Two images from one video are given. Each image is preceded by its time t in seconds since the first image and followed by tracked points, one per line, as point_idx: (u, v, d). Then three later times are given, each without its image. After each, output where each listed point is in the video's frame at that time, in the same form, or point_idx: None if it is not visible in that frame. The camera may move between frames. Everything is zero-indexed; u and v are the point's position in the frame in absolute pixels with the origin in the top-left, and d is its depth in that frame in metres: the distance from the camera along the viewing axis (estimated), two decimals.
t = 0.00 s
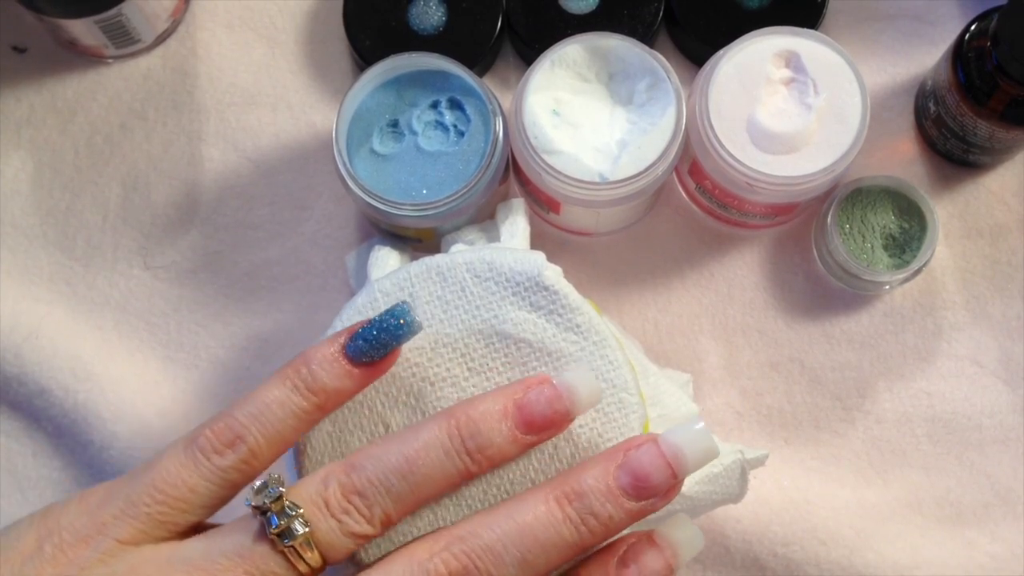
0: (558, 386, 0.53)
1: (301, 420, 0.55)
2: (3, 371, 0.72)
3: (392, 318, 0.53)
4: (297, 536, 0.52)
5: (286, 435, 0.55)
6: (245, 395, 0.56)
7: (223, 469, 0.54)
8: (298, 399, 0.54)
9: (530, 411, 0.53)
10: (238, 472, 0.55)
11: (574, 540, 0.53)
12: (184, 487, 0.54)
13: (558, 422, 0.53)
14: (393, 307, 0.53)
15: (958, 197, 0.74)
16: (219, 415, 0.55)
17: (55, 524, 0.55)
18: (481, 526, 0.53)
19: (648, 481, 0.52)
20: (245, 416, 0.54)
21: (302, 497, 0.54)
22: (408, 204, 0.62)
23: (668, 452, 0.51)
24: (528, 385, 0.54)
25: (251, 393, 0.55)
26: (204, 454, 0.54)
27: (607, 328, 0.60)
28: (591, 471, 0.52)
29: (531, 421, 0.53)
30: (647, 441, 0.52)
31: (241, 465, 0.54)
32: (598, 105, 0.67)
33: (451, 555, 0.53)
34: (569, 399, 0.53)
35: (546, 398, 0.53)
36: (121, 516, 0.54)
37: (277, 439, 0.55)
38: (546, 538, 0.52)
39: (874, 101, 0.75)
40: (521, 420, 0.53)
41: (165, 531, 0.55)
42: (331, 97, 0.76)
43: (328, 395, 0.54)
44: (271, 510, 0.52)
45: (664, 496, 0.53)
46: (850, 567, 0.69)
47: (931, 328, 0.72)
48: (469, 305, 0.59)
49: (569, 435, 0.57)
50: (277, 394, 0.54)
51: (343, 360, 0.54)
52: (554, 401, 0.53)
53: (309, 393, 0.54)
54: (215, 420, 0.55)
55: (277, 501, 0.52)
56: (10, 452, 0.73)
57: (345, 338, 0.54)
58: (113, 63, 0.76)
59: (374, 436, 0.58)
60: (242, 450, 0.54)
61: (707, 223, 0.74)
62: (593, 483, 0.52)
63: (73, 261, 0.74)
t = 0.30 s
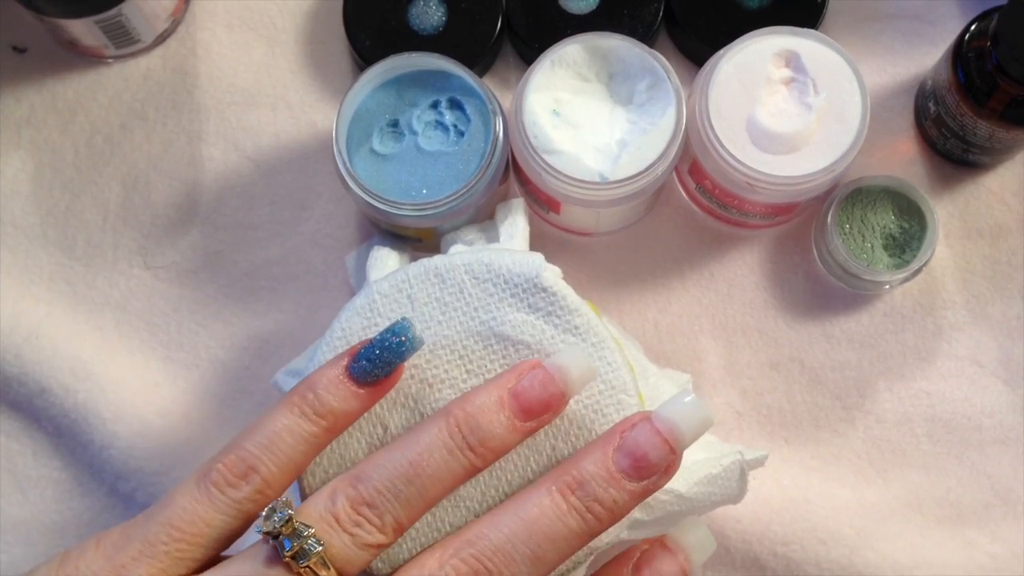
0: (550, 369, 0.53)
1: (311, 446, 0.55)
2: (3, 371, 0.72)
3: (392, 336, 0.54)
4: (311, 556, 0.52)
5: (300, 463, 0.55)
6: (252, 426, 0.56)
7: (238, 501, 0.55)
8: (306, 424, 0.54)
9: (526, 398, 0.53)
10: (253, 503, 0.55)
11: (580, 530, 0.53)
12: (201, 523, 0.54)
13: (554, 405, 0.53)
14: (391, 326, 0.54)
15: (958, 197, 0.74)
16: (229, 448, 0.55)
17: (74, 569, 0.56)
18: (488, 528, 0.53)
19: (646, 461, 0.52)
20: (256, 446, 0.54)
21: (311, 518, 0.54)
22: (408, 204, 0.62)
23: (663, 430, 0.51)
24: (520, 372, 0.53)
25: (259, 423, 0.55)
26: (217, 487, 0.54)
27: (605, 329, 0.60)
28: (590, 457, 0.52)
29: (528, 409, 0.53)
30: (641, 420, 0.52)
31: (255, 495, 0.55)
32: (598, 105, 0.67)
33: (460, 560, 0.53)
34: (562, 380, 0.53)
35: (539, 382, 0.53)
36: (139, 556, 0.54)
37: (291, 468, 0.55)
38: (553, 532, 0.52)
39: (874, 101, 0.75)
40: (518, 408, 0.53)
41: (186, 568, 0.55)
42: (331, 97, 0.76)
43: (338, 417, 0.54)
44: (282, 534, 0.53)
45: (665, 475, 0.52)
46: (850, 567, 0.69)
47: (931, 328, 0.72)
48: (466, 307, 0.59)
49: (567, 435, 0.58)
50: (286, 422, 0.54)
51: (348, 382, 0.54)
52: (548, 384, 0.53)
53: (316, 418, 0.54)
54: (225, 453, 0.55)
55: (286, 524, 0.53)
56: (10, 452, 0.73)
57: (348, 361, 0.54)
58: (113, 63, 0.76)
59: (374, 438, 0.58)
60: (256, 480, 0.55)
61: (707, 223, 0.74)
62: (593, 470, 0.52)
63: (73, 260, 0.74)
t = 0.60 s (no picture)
0: (566, 375, 0.53)
1: (320, 439, 0.55)
2: (3, 371, 0.72)
3: (404, 331, 0.53)
4: (315, 555, 0.53)
5: (309, 455, 0.55)
6: (263, 415, 0.56)
7: (246, 490, 0.55)
8: (315, 417, 0.54)
9: (540, 404, 0.53)
10: (261, 493, 0.55)
11: (593, 554, 0.53)
12: (209, 510, 0.55)
13: (569, 412, 0.53)
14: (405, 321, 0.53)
15: (957, 197, 0.74)
16: (239, 437, 0.55)
17: (89, 550, 0.56)
18: (499, 543, 0.53)
19: (669, 492, 0.51)
20: (265, 436, 0.54)
21: (317, 515, 0.54)
22: (408, 203, 0.62)
23: (688, 462, 0.51)
24: (536, 378, 0.53)
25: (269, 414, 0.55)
26: (226, 475, 0.55)
27: (606, 328, 0.60)
28: (610, 482, 0.52)
29: (542, 415, 0.53)
30: (665, 449, 0.52)
31: (263, 485, 0.55)
32: (599, 104, 0.67)
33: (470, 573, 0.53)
34: (578, 388, 0.53)
35: (555, 389, 0.53)
36: (150, 541, 0.55)
37: (300, 460, 0.55)
38: (565, 553, 0.52)
39: (874, 100, 0.75)
40: (532, 414, 0.53)
41: (195, 555, 0.55)
42: (331, 96, 0.76)
43: (346, 411, 0.54)
44: (288, 531, 0.53)
45: (686, 506, 0.52)
46: (850, 567, 0.69)
47: (931, 327, 0.72)
48: (468, 306, 0.59)
49: (568, 435, 0.58)
50: (296, 414, 0.54)
51: (358, 376, 0.54)
52: (564, 391, 0.53)
53: (326, 410, 0.54)
54: (236, 442, 0.55)
55: (292, 522, 0.53)
56: (10, 452, 0.73)
57: (360, 355, 0.54)
58: (113, 62, 0.76)
59: (375, 436, 0.59)
60: (264, 471, 0.55)
61: (707, 222, 0.74)
62: (612, 495, 0.52)
63: (73, 260, 0.74)
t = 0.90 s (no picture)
0: (569, 376, 0.53)
1: (323, 435, 0.55)
2: (3, 371, 0.72)
3: (408, 329, 0.53)
4: (316, 554, 0.52)
5: (310, 451, 0.55)
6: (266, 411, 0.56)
7: (248, 486, 0.55)
8: (318, 413, 0.54)
9: (543, 404, 0.53)
10: (263, 489, 0.55)
11: (593, 556, 0.53)
12: (211, 506, 0.55)
13: (572, 413, 0.53)
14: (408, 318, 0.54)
15: (958, 197, 0.74)
16: (240, 433, 0.55)
17: (92, 544, 0.56)
18: (499, 544, 0.53)
19: (669, 494, 0.51)
20: (267, 432, 0.54)
21: (318, 515, 0.54)
22: (409, 203, 0.62)
23: (688, 464, 0.51)
24: (539, 378, 0.53)
25: (271, 409, 0.55)
26: (228, 471, 0.55)
27: (607, 327, 0.60)
28: (612, 485, 0.52)
29: (545, 415, 0.53)
30: (667, 451, 0.52)
31: (265, 481, 0.55)
32: (599, 104, 0.67)
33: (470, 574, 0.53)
34: (580, 388, 0.53)
35: (558, 389, 0.53)
36: (152, 535, 0.55)
37: (302, 456, 0.55)
38: (565, 555, 0.52)
39: (874, 100, 0.75)
40: (535, 414, 0.53)
41: (196, 550, 0.55)
42: (331, 96, 0.76)
43: (349, 408, 0.54)
44: (289, 531, 0.52)
45: (687, 509, 0.53)
46: (850, 567, 0.69)
47: (931, 327, 0.72)
48: (469, 305, 0.59)
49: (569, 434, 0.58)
50: (298, 410, 0.54)
51: (361, 373, 0.54)
52: (567, 391, 0.53)
53: (328, 406, 0.54)
54: (238, 438, 0.55)
55: (293, 521, 0.52)
56: (10, 452, 0.73)
57: (362, 351, 0.54)
58: (113, 62, 0.76)
59: (375, 435, 0.59)
60: (265, 467, 0.55)
61: (707, 222, 0.74)
62: (613, 497, 0.52)
63: (73, 260, 0.74)
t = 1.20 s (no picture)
0: (588, 378, 0.53)
1: (336, 424, 0.55)
2: (3, 371, 0.72)
3: (422, 318, 0.54)
4: (334, 551, 0.52)
5: (323, 439, 0.55)
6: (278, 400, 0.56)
7: (261, 476, 0.55)
8: (330, 402, 0.54)
9: (562, 407, 0.53)
10: (277, 478, 0.55)
11: (613, 569, 0.52)
12: (225, 495, 0.55)
13: (590, 415, 0.53)
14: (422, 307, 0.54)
15: (958, 197, 0.74)
16: (253, 423, 0.55)
17: (103, 534, 0.56)
18: (521, 553, 0.52)
19: (694, 511, 0.51)
20: (281, 421, 0.54)
21: (335, 511, 0.54)
22: (409, 203, 0.62)
23: (714, 482, 0.51)
24: (558, 380, 0.53)
25: (284, 397, 0.55)
26: (242, 460, 0.55)
27: (606, 327, 0.60)
28: (635, 498, 0.52)
29: (564, 417, 0.53)
30: (692, 468, 0.52)
31: (279, 470, 0.55)
32: (599, 104, 0.67)
33: None
34: (599, 391, 0.53)
35: (576, 392, 0.53)
36: (166, 525, 0.55)
37: (316, 445, 0.55)
38: (586, 566, 0.52)
39: (874, 100, 0.75)
40: (554, 416, 0.53)
41: (210, 540, 0.55)
42: (331, 96, 0.76)
43: (362, 397, 0.54)
44: (307, 526, 0.52)
45: (710, 526, 0.52)
46: (850, 567, 0.69)
47: (931, 327, 0.72)
48: (469, 305, 0.59)
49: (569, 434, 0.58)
50: (311, 399, 0.54)
51: (374, 362, 0.54)
52: (585, 394, 0.53)
53: (342, 395, 0.54)
54: (250, 428, 0.55)
55: (311, 517, 0.52)
56: (10, 451, 0.73)
57: (375, 341, 0.54)
58: (113, 62, 0.76)
59: (374, 435, 0.59)
60: (280, 456, 0.54)
61: (708, 222, 0.74)
62: (637, 511, 0.52)
63: (73, 260, 0.74)
